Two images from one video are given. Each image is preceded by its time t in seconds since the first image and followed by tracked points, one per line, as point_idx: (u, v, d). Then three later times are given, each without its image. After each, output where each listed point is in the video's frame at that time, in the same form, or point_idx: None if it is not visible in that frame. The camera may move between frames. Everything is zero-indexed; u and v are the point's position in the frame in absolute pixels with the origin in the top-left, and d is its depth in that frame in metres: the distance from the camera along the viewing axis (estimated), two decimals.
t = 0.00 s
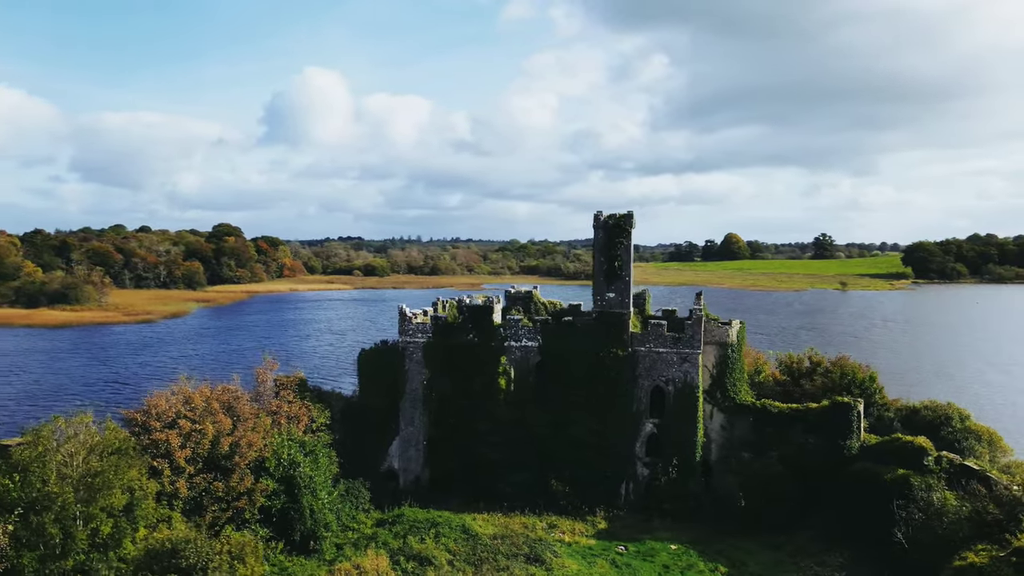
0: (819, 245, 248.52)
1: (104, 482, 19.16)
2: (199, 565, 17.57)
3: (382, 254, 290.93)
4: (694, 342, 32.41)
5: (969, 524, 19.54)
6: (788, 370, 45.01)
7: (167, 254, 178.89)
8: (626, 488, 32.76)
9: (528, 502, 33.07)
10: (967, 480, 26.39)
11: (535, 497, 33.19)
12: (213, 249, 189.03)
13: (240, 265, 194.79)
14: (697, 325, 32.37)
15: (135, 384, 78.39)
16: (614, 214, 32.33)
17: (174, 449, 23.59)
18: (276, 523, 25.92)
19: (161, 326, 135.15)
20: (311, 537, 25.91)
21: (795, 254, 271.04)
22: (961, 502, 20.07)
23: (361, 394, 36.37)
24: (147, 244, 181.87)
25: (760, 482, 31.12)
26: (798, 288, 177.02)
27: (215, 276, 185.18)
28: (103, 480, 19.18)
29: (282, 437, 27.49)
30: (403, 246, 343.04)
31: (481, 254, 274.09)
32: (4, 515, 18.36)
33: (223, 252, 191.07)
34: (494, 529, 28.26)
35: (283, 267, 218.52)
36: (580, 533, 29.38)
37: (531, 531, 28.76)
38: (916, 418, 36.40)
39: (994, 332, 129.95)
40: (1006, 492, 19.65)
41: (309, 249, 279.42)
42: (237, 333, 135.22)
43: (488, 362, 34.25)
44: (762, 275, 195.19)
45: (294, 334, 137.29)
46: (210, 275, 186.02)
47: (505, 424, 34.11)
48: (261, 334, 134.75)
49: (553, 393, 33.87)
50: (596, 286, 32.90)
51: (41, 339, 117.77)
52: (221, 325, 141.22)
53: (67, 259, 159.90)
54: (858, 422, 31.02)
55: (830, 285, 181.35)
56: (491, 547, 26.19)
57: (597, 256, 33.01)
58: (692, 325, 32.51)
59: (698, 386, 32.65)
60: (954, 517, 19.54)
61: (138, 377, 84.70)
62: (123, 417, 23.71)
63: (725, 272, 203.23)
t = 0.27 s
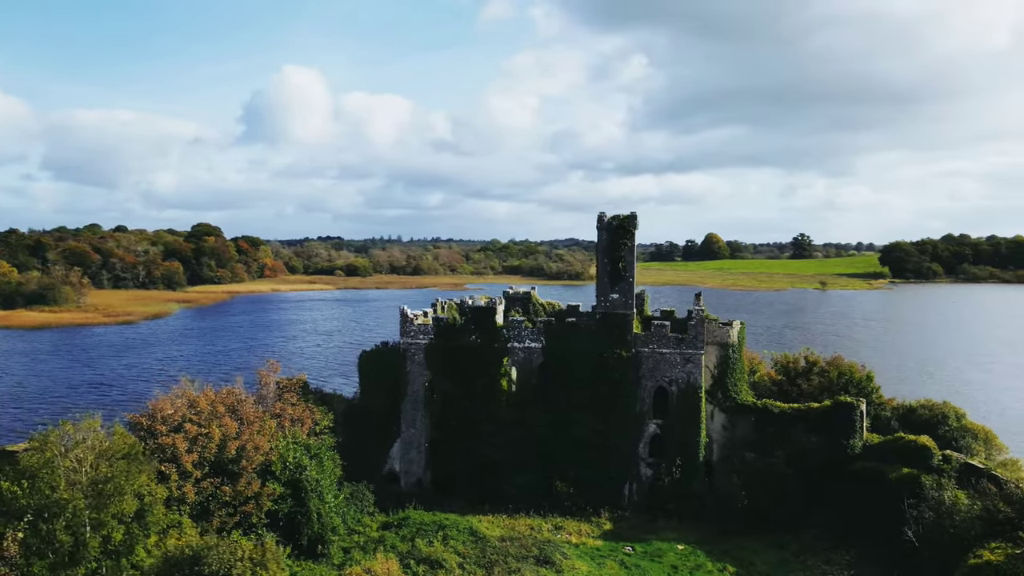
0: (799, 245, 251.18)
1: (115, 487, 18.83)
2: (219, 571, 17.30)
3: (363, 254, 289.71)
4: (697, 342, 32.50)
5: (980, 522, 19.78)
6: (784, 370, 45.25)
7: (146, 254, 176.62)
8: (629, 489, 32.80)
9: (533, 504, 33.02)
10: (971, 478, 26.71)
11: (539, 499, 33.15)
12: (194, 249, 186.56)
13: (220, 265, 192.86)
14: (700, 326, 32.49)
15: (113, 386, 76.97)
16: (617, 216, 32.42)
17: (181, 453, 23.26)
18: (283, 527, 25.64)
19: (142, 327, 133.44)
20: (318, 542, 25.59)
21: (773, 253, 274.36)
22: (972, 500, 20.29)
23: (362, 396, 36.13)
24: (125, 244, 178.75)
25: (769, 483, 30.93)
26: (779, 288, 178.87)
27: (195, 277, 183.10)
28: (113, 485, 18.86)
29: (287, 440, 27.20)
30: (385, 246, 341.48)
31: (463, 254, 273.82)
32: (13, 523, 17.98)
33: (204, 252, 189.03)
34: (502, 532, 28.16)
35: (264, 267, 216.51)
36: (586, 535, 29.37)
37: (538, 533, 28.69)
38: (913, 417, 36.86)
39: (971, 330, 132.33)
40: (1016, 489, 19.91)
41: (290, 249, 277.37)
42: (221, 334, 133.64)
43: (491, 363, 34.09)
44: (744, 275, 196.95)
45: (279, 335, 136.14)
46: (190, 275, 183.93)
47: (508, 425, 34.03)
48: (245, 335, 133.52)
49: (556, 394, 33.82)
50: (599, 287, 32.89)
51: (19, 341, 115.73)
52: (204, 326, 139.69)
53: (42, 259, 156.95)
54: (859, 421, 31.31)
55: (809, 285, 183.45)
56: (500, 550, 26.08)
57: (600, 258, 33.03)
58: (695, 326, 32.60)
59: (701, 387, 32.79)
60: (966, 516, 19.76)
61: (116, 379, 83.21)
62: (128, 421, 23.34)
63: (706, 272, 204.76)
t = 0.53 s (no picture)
0: (780, 245, 253.25)
1: (126, 493, 18.57)
2: None
3: (347, 254, 288.31)
4: (700, 343, 32.66)
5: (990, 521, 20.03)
6: (781, 369, 45.62)
7: (127, 254, 174.59)
8: (633, 490, 32.86)
9: (537, 505, 33.04)
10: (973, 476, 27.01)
11: (542, 500, 33.19)
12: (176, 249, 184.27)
13: (203, 265, 191.03)
14: (702, 327, 32.65)
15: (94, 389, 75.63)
16: (621, 217, 32.58)
17: (188, 458, 22.98)
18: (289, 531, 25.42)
19: (125, 328, 131.90)
20: (325, 545, 25.42)
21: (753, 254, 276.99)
22: (982, 499, 20.53)
23: (363, 398, 35.88)
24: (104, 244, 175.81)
25: (769, 483, 31.31)
26: (763, 288, 180.35)
27: (177, 277, 181.18)
28: (125, 491, 18.59)
29: (292, 443, 26.97)
30: (369, 245, 339.97)
31: (447, 254, 273.32)
32: (23, 529, 17.68)
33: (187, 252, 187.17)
34: (509, 533, 28.10)
35: (247, 267, 214.58)
36: (592, 536, 29.41)
37: (544, 534, 28.65)
38: (910, 416, 37.29)
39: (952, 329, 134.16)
40: None
41: (273, 249, 275.40)
42: (206, 335, 132.21)
43: (493, 365, 34.03)
44: (728, 274, 198.33)
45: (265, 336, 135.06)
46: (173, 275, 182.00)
47: (511, 426, 34.01)
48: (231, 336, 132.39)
49: (559, 396, 33.80)
50: (603, 288, 32.98)
51: None
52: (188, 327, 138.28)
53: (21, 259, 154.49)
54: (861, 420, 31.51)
55: (792, 284, 185.12)
56: (508, 551, 26.03)
57: (603, 259, 33.08)
58: (698, 327, 32.75)
59: (704, 387, 32.97)
60: (976, 514, 20.00)
61: (97, 382, 81.85)
62: (134, 425, 23.03)
63: (691, 272, 205.91)
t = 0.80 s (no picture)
0: (760, 245, 255.29)
1: (139, 499, 18.29)
2: None
3: (328, 254, 286.48)
4: (703, 344, 32.79)
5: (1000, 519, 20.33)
6: (777, 369, 46.04)
7: (105, 254, 171.73)
8: (636, 490, 32.95)
9: (542, 507, 33.03)
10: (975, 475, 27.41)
11: (547, 501, 33.21)
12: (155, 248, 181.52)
13: (183, 266, 188.70)
14: (706, 328, 32.76)
15: (72, 393, 74.08)
16: (625, 218, 32.55)
17: (197, 462, 22.69)
18: (297, 536, 25.18)
19: (105, 330, 129.75)
20: (334, 549, 25.21)
21: (733, 254, 277.82)
22: (992, 498, 20.82)
23: (364, 400, 35.64)
24: (80, 243, 172.59)
25: (773, 483, 31.53)
26: (745, 288, 181.85)
27: (157, 278, 178.70)
28: (138, 497, 18.32)
29: (299, 446, 26.70)
30: (351, 246, 337.88)
31: (429, 254, 272.66)
32: (34, 537, 17.35)
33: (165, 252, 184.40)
34: (518, 535, 28.04)
35: (228, 267, 212.31)
36: (599, 536, 29.43)
37: (552, 536, 28.63)
38: (907, 415, 37.81)
39: (932, 328, 136.29)
40: None
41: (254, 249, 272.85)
42: (190, 336, 130.58)
43: (497, 366, 33.99)
44: (710, 274, 199.79)
45: (251, 337, 133.82)
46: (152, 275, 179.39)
47: (514, 427, 33.99)
48: (215, 337, 130.90)
49: (563, 397, 33.79)
50: (608, 290, 33.42)
51: None
52: (170, 328, 136.42)
53: None
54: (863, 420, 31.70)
55: (774, 284, 186.92)
56: (518, 554, 25.98)
57: (608, 260, 33.39)
58: (701, 327, 32.91)
59: (707, 387, 33.13)
60: (987, 513, 20.28)
61: (74, 385, 80.21)
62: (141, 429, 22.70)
63: (674, 271, 207.10)
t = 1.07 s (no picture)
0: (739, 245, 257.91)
1: (154, 504, 18.08)
2: None
3: (309, 253, 284.84)
4: (706, 344, 32.91)
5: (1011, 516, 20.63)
6: (774, 368, 46.44)
7: (83, 254, 168.73)
8: (640, 490, 33.01)
9: (546, 508, 32.98)
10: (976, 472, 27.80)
11: (551, 502, 33.18)
12: (134, 248, 178.56)
13: (162, 266, 186.26)
14: (709, 328, 32.89)
15: (51, 396, 72.55)
16: (629, 218, 32.64)
17: (206, 467, 22.41)
18: (305, 539, 24.93)
19: (85, 331, 127.56)
20: (342, 553, 24.97)
21: (713, 254, 280.26)
22: (1002, 495, 21.11)
23: (365, 402, 35.43)
24: (57, 242, 169.53)
25: (777, 482, 31.70)
26: (727, 287, 183.35)
27: (136, 278, 176.06)
28: (152, 502, 18.09)
29: (306, 450, 26.45)
30: (334, 246, 335.64)
31: (411, 254, 272.08)
32: (47, 545, 17.08)
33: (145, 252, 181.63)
34: (526, 537, 27.92)
35: (209, 267, 209.68)
36: (605, 537, 29.44)
37: (559, 537, 28.59)
38: (905, 415, 38.30)
39: (912, 326, 138.32)
40: None
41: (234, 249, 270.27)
42: (173, 337, 128.84)
43: (501, 367, 33.90)
44: (693, 274, 201.15)
45: (235, 338, 132.42)
46: (131, 275, 176.67)
47: (518, 428, 33.86)
48: (198, 338, 129.36)
49: (567, 398, 33.75)
50: (611, 290, 33.42)
51: None
52: (152, 329, 134.51)
53: None
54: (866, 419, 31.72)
55: (755, 284, 188.67)
56: (528, 555, 25.88)
57: (612, 260, 33.33)
58: (704, 328, 33.02)
59: (710, 387, 33.28)
60: (997, 510, 20.58)
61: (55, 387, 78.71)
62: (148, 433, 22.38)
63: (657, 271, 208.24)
